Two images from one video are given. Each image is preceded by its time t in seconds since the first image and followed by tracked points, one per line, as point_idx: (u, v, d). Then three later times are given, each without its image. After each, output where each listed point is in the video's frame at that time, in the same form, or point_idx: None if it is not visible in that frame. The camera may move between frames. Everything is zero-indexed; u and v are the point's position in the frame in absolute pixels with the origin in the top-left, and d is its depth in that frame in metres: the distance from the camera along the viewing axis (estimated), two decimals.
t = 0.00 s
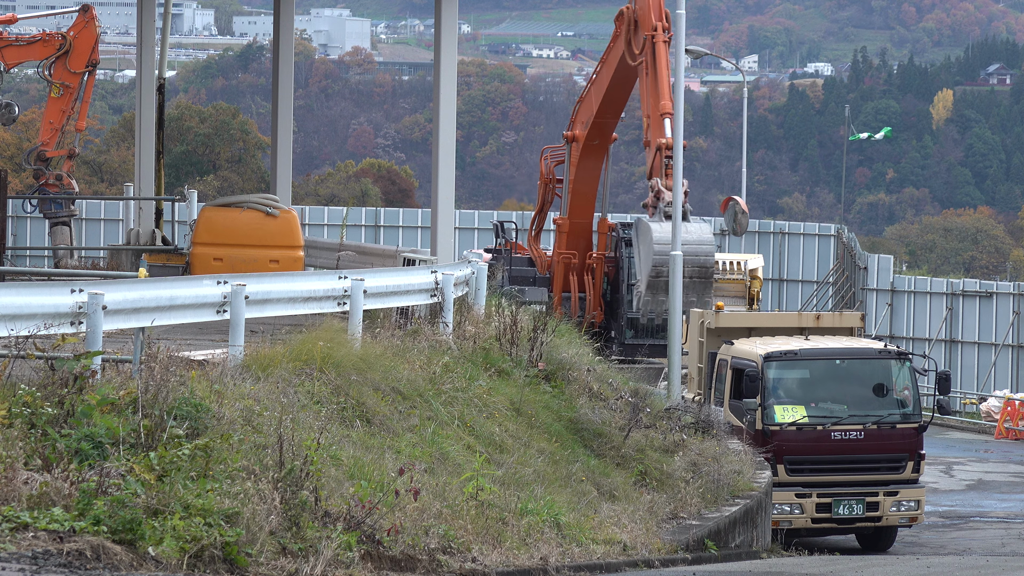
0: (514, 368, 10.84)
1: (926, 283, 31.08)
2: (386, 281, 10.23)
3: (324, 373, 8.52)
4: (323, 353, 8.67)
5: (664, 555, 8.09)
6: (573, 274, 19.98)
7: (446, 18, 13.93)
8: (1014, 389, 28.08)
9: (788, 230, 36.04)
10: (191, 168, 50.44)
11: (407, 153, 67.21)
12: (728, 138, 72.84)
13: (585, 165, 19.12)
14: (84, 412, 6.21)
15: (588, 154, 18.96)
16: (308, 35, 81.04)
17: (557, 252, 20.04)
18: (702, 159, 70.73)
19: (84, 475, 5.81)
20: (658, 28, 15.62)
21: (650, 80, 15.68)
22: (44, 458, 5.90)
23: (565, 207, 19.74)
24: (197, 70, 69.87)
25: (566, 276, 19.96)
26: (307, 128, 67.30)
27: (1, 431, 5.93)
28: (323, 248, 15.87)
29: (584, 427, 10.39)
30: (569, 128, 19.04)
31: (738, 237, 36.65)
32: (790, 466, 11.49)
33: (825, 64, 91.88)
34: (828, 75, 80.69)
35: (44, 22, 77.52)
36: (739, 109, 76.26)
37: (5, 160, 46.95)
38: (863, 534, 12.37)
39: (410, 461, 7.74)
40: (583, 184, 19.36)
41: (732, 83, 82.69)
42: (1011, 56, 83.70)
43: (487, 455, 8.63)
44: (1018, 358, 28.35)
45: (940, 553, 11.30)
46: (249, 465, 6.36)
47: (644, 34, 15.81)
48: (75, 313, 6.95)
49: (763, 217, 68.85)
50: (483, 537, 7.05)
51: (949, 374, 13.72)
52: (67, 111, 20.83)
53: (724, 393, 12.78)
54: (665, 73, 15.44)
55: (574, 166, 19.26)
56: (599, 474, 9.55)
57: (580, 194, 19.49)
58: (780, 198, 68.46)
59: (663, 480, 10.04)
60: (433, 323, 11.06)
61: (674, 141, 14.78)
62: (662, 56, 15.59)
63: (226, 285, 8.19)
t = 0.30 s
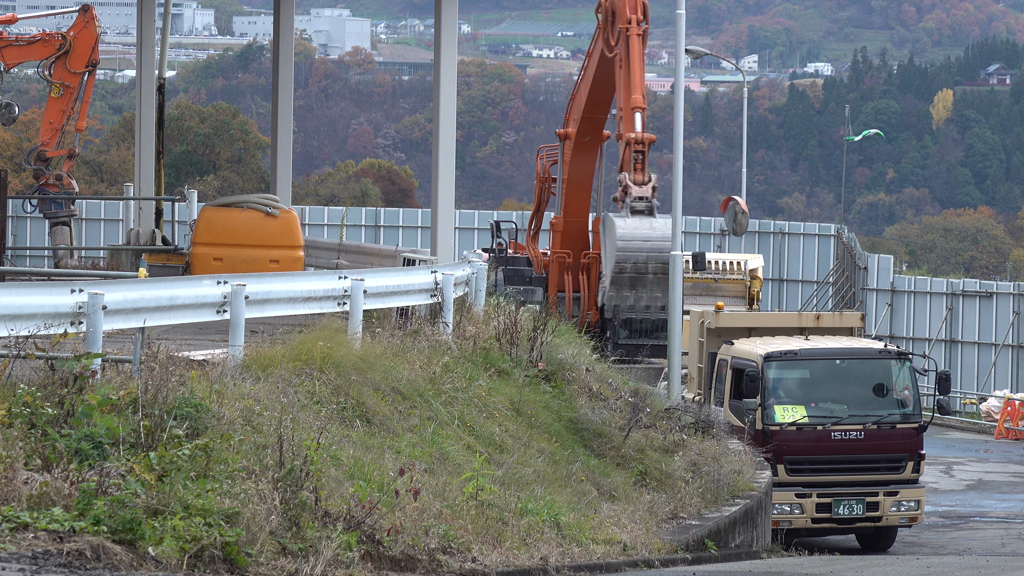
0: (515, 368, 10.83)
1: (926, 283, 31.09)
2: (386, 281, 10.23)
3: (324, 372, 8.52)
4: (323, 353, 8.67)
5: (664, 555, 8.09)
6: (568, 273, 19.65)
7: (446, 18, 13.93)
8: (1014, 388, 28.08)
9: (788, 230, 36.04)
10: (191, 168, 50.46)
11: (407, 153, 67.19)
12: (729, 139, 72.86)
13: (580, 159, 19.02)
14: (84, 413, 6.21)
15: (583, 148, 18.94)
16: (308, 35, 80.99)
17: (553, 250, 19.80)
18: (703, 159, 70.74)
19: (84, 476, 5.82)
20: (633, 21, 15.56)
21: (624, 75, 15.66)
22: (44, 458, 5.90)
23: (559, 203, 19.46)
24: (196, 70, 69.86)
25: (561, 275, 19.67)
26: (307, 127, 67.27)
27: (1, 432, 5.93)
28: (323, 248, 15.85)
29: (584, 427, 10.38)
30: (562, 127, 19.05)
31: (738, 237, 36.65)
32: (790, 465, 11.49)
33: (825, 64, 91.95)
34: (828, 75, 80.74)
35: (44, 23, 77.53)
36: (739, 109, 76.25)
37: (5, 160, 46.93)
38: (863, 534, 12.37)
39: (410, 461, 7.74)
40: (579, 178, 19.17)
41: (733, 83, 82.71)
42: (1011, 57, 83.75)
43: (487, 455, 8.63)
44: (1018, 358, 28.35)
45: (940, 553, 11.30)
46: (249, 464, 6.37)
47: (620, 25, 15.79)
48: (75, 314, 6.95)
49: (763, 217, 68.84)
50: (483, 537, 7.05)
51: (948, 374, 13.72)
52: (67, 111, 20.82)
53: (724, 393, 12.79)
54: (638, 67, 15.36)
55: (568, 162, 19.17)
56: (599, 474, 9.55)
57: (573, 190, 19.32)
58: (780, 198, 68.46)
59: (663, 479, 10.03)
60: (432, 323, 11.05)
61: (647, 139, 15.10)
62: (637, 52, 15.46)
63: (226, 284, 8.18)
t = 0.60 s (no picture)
0: (515, 368, 10.83)
1: (926, 283, 31.11)
2: (386, 281, 10.23)
3: (323, 372, 8.52)
4: (323, 352, 8.67)
5: (664, 556, 8.08)
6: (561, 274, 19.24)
7: (446, 18, 13.93)
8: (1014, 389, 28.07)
9: (788, 230, 36.04)
10: (191, 168, 50.45)
11: (407, 153, 67.23)
12: (729, 138, 72.93)
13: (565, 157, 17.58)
14: (84, 413, 6.22)
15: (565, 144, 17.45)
16: (308, 35, 80.97)
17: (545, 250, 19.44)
18: (702, 159, 70.76)
19: (84, 476, 5.82)
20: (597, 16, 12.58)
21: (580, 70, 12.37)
22: (43, 458, 5.90)
23: (551, 202, 18.76)
24: (197, 70, 69.86)
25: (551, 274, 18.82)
26: (307, 127, 67.28)
27: (1, 431, 5.93)
28: (323, 248, 15.85)
29: (584, 427, 10.37)
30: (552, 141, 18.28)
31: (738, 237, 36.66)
32: (790, 466, 11.50)
33: (825, 64, 92.03)
34: (828, 75, 80.79)
35: (44, 23, 77.51)
36: (739, 109, 76.24)
37: (5, 160, 46.90)
38: (863, 534, 12.38)
39: (410, 461, 7.75)
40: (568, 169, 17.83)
41: (732, 83, 82.72)
42: (1011, 56, 83.79)
43: (487, 455, 8.63)
44: (1018, 359, 28.35)
45: (940, 553, 11.29)
46: (250, 465, 6.37)
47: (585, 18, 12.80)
48: (74, 313, 6.95)
49: (763, 217, 68.84)
50: (483, 537, 7.05)
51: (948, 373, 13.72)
52: (67, 111, 20.82)
53: (724, 393, 12.79)
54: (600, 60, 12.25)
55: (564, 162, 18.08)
56: (599, 474, 9.55)
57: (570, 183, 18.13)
58: (780, 198, 68.44)
59: (663, 480, 10.04)
60: (433, 323, 11.06)
61: (609, 129, 11.39)
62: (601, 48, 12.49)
63: (226, 284, 8.18)
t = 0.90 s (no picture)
0: (514, 369, 10.83)
1: (926, 283, 31.12)
2: (386, 281, 10.23)
3: (323, 373, 8.52)
4: (323, 352, 8.67)
5: (664, 556, 8.09)
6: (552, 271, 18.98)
7: (445, 18, 13.93)
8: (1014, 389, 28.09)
9: (788, 230, 36.00)
10: (191, 168, 50.44)
11: (407, 153, 67.26)
12: (728, 139, 72.98)
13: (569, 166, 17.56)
14: (84, 413, 6.22)
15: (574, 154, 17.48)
16: (308, 35, 80.96)
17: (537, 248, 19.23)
18: (703, 159, 70.76)
19: (84, 476, 5.82)
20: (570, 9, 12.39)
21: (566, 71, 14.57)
22: (43, 458, 5.90)
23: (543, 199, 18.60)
24: (197, 70, 69.82)
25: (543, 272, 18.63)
26: (307, 127, 67.26)
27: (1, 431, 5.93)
28: (323, 248, 15.82)
29: (584, 427, 10.37)
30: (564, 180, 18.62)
31: (738, 237, 36.66)
32: (790, 466, 11.49)
33: (825, 64, 92.09)
34: (828, 75, 80.81)
35: (43, 23, 77.53)
36: (739, 109, 76.22)
37: (5, 160, 46.89)
38: (863, 534, 12.38)
39: (409, 461, 7.75)
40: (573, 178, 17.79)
41: (732, 83, 82.73)
42: (1011, 56, 83.89)
43: (487, 455, 8.63)
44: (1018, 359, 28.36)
45: (940, 553, 11.28)
46: (249, 466, 6.37)
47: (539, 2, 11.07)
48: (75, 313, 6.95)
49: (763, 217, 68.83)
50: (483, 537, 7.05)
51: (948, 374, 13.72)
52: (67, 111, 20.82)
53: (724, 394, 12.79)
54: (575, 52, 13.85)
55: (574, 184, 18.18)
56: (599, 474, 9.55)
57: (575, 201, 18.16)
58: (780, 198, 68.43)
59: (663, 480, 10.04)
60: (432, 323, 11.06)
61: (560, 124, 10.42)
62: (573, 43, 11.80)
63: (226, 284, 8.18)
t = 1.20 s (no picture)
0: (514, 368, 10.83)
1: (926, 283, 31.13)
2: (386, 281, 10.23)
3: (323, 372, 8.51)
4: (322, 352, 8.67)
5: (664, 555, 8.09)
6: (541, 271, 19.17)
7: (446, 18, 13.91)
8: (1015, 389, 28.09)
9: (788, 230, 35.99)
10: (191, 168, 50.48)
11: (407, 153, 67.32)
12: (729, 139, 73.01)
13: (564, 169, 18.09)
14: (84, 413, 6.23)
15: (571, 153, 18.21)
16: (308, 35, 80.97)
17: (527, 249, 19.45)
18: (703, 159, 70.78)
19: (84, 475, 5.82)
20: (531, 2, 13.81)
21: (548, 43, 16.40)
22: (43, 458, 5.90)
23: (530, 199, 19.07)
24: (196, 70, 69.80)
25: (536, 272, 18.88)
26: (307, 127, 67.25)
27: (1, 432, 5.93)
28: (323, 248, 15.77)
29: (584, 427, 10.37)
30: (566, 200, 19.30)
31: (738, 237, 36.65)
32: (790, 466, 11.49)
33: (825, 64, 92.20)
34: (828, 75, 80.84)
35: (43, 23, 77.50)
36: (739, 109, 76.21)
37: (5, 160, 46.88)
38: (863, 534, 12.38)
39: (410, 461, 7.75)
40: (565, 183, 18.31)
41: (732, 83, 82.74)
42: (1011, 56, 84.00)
43: (487, 455, 8.63)
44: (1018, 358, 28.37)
45: (940, 553, 11.28)
46: (248, 465, 6.37)
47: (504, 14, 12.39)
48: (75, 313, 6.96)
49: (763, 217, 68.81)
50: (483, 537, 7.05)
51: (948, 373, 13.72)
52: (67, 111, 20.83)
53: (724, 393, 12.79)
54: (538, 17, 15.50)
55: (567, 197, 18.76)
56: (599, 474, 9.54)
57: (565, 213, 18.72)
58: (780, 198, 68.42)
59: (663, 479, 10.04)
60: (432, 323, 11.05)
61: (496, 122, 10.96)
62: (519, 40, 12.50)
63: (226, 284, 8.18)
